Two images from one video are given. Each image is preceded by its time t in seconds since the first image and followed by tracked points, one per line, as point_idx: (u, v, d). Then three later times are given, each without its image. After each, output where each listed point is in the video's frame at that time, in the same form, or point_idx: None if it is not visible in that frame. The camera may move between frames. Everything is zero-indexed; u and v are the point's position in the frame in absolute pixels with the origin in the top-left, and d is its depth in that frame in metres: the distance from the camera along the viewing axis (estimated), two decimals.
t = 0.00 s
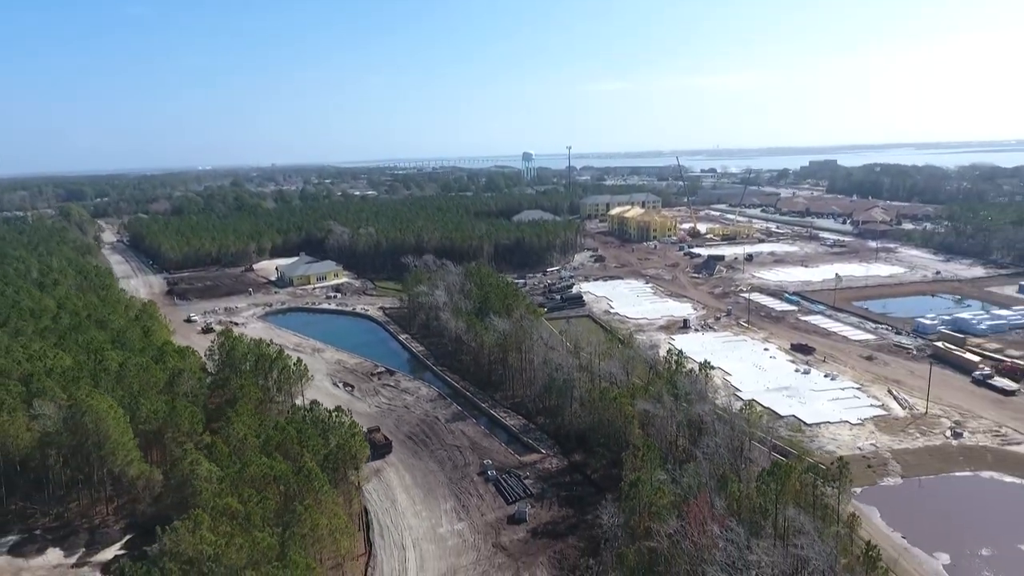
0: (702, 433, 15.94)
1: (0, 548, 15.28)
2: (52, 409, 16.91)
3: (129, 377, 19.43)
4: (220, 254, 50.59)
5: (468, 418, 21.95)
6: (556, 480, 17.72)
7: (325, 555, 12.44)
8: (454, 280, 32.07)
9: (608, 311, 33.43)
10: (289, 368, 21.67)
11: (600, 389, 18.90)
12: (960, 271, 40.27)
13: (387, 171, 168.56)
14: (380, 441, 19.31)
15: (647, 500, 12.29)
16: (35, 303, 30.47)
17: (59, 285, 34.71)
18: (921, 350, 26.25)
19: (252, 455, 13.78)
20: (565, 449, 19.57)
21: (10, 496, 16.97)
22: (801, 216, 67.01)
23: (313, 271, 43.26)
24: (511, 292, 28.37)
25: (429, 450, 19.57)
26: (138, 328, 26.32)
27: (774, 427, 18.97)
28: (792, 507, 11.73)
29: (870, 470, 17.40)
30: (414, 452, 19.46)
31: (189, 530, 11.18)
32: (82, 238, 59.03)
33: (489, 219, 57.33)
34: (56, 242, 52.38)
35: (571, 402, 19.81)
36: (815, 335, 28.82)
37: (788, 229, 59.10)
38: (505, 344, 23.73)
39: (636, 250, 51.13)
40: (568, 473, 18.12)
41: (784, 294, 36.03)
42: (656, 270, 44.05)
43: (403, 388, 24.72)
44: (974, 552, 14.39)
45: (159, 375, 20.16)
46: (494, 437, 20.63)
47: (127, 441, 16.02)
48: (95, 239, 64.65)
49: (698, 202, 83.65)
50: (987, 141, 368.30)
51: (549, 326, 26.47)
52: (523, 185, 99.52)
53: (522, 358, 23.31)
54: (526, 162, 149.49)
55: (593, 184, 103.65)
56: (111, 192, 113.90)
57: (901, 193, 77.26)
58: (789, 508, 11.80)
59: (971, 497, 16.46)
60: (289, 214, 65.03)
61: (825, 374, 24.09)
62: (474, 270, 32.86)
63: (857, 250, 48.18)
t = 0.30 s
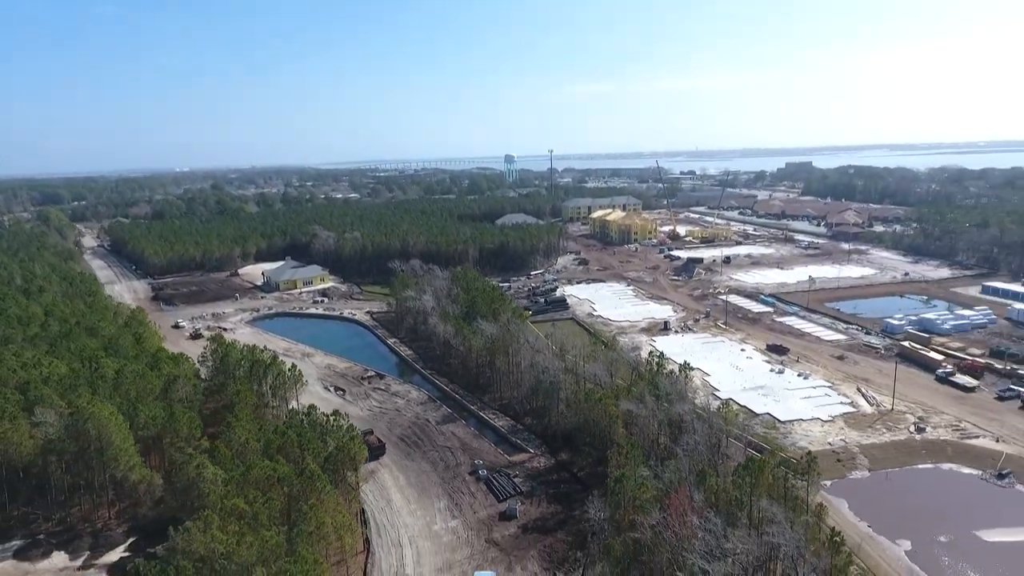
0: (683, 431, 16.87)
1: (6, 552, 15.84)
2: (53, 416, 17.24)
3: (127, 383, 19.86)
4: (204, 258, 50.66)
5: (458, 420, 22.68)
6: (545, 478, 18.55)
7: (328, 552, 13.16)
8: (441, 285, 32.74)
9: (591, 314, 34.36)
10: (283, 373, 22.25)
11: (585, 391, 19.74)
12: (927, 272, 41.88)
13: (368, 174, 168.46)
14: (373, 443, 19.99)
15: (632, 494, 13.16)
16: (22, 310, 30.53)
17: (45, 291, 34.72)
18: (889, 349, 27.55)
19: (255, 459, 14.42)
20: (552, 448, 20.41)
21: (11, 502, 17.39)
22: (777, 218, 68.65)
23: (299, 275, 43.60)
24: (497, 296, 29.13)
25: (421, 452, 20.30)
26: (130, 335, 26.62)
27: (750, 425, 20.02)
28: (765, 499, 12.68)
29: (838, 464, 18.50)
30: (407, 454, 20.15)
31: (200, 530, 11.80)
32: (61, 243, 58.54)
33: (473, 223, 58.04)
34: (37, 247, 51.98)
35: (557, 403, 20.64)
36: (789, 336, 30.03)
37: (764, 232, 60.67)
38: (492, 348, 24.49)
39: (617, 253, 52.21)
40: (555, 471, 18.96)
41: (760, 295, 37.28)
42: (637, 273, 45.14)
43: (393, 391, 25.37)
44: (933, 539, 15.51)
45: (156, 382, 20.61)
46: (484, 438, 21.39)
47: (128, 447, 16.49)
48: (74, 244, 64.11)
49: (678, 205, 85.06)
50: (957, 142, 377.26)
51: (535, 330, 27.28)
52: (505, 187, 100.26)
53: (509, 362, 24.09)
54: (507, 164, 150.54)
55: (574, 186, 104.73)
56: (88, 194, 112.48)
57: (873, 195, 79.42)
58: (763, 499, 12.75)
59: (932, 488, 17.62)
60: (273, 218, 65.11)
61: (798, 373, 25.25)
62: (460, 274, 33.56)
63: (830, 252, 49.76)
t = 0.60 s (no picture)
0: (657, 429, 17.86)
1: (1, 559, 16.24)
2: (45, 424, 17.54)
3: (116, 391, 20.19)
4: (181, 264, 50.47)
5: (441, 422, 23.40)
6: (527, 476, 19.40)
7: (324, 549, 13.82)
8: (422, 289, 33.38)
9: (568, 316, 35.35)
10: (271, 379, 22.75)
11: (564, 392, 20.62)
12: (888, 272, 43.77)
13: (343, 177, 167.72)
14: (360, 446, 20.65)
15: (610, 488, 14.08)
16: None
17: (21, 299, 34.48)
18: (850, 347, 29.03)
19: (250, 462, 14.99)
20: (533, 447, 21.28)
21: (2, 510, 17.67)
22: (747, 220, 70.56)
23: (279, 280, 43.75)
24: (477, 300, 29.88)
25: (407, 453, 20.99)
26: (112, 343, 26.77)
27: (720, 421, 21.15)
28: (733, 489, 13.70)
29: (802, 456, 19.69)
30: (393, 455, 20.83)
31: (202, 530, 12.36)
32: (31, 249, 57.65)
33: (451, 226, 58.70)
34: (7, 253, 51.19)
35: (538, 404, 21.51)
36: (758, 335, 31.37)
37: (734, 234, 62.48)
38: (474, 351, 25.26)
39: (593, 255, 53.37)
40: (537, 469, 19.83)
41: (731, 296, 38.68)
42: (613, 275, 46.28)
43: (377, 394, 25.97)
44: (888, 525, 16.73)
45: (144, 389, 20.93)
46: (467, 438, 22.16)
47: (122, 453, 16.86)
48: (45, 249, 63.14)
49: (651, 207, 86.68)
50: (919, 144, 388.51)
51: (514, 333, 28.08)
52: (481, 190, 101.02)
53: (490, 364, 24.86)
54: (483, 166, 151.34)
55: (549, 188, 105.96)
56: (55, 198, 110.18)
57: (838, 197, 82.03)
58: (731, 490, 13.75)
59: (887, 478, 18.91)
60: (249, 222, 64.91)
61: (766, 371, 26.52)
62: (441, 279, 34.27)
63: (797, 253, 51.57)
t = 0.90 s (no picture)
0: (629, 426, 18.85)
1: None
2: (29, 434, 17.70)
3: (98, 400, 20.37)
4: (151, 270, 50.01)
5: (420, 424, 24.06)
6: (505, 475, 20.23)
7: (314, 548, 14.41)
8: (398, 295, 33.94)
9: (541, 318, 36.31)
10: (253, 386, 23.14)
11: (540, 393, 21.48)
12: (845, 273, 45.79)
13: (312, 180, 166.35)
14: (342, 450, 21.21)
15: (585, 483, 14.98)
16: None
17: None
18: (809, 345, 30.57)
19: (239, 466, 15.51)
20: (510, 446, 22.10)
21: None
22: (712, 222, 72.59)
23: (253, 286, 43.77)
24: (454, 305, 30.58)
25: (389, 455, 21.63)
26: (88, 352, 26.76)
27: (688, 419, 22.30)
28: (699, 481, 14.74)
29: (764, 450, 20.93)
30: (375, 458, 21.45)
31: (197, 533, 12.84)
32: None
33: (424, 230, 59.22)
34: None
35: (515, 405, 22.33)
36: (723, 335, 32.75)
37: (701, 236, 64.31)
38: (452, 355, 25.96)
39: (564, 258, 54.50)
40: (514, 467, 20.65)
41: (697, 298, 40.11)
42: (584, 278, 47.44)
43: (356, 399, 26.49)
44: (842, 511, 18.01)
45: (125, 399, 21.13)
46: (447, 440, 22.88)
47: (108, 461, 17.13)
48: (8, 256, 61.80)
49: (620, 209, 88.37)
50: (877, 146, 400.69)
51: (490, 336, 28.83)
52: (453, 193, 101.60)
53: (468, 368, 25.59)
54: (454, 168, 151.74)
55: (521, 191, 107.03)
56: (13, 202, 107.23)
57: (799, 199, 84.80)
58: (697, 482, 14.78)
59: (841, 468, 20.26)
60: (219, 227, 64.48)
61: (731, 369, 27.82)
62: (417, 284, 34.88)
63: (760, 254, 53.46)
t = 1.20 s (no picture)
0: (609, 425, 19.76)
1: None
2: (25, 442, 18.03)
3: (90, 407, 20.70)
4: (132, 276, 49.84)
5: (408, 426, 24.73)
6: (492, 474, 21.01)
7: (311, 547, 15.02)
8: (383, 299, 34.51)
9: (523, 321, 37.16)
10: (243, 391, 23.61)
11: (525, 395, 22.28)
12: (816, 274, 47.41)
13: (291, 182, 165.32)
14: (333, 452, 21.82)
15: (569, 480, 15.82)
16: None
17: None
18: (781, 345, 31.84)
19: (236, 470, 16.07)
20: (496, 446, 22.88)
21: None
22: (689, 225, 74.13)
23: (236, 291, 43.95)
24: (439, 309, 31.24)
25: (378, 457, 22.29)
26: (76, 359, 26.95)
27: (666, 417, 23.31)
28: (676, 476, 15.67)
29: (737, 446, 22.01)
30: (365, 460, 22.09)
31: (200, 533, 13.41)
32: None
33: (406, 234, 59.73)
34: None
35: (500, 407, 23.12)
36: (699, 336, 33.92)
37: (678, 238, 65.76)
38: (438, 359, 26.65)
39: (545, 261, 55.44)
40: (500, 467, 21.45)
41: (675, 299, 41.29)
42: (565, 281, 48.39)
43: (345, 402, 27.05)
44: (810, 502, 19.14)
45: (117, 405, 21.48)
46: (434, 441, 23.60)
47: (105, 467, 17.53)
48: None
49: (599, 211, 89.63)
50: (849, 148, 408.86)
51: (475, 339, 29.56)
52: (434, 196, 102.08)
53: (453, 371, 26.30)
54: (434, 170, 152.03)
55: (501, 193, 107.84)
56: None
57: (773, 201, 86.84)
58: (674, 477, 15.70)
59: (810, 462, 21.42)
60: (200, 231, 64.29)
61: (706, 369, 28.93)
62: (401, 288, 35.47)
63: (735, 256, 54.95)
